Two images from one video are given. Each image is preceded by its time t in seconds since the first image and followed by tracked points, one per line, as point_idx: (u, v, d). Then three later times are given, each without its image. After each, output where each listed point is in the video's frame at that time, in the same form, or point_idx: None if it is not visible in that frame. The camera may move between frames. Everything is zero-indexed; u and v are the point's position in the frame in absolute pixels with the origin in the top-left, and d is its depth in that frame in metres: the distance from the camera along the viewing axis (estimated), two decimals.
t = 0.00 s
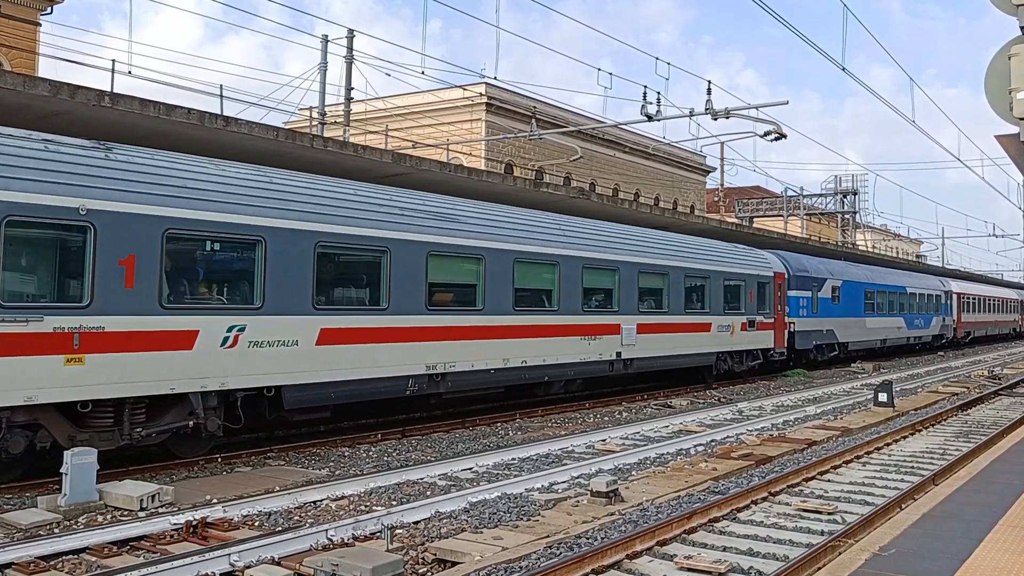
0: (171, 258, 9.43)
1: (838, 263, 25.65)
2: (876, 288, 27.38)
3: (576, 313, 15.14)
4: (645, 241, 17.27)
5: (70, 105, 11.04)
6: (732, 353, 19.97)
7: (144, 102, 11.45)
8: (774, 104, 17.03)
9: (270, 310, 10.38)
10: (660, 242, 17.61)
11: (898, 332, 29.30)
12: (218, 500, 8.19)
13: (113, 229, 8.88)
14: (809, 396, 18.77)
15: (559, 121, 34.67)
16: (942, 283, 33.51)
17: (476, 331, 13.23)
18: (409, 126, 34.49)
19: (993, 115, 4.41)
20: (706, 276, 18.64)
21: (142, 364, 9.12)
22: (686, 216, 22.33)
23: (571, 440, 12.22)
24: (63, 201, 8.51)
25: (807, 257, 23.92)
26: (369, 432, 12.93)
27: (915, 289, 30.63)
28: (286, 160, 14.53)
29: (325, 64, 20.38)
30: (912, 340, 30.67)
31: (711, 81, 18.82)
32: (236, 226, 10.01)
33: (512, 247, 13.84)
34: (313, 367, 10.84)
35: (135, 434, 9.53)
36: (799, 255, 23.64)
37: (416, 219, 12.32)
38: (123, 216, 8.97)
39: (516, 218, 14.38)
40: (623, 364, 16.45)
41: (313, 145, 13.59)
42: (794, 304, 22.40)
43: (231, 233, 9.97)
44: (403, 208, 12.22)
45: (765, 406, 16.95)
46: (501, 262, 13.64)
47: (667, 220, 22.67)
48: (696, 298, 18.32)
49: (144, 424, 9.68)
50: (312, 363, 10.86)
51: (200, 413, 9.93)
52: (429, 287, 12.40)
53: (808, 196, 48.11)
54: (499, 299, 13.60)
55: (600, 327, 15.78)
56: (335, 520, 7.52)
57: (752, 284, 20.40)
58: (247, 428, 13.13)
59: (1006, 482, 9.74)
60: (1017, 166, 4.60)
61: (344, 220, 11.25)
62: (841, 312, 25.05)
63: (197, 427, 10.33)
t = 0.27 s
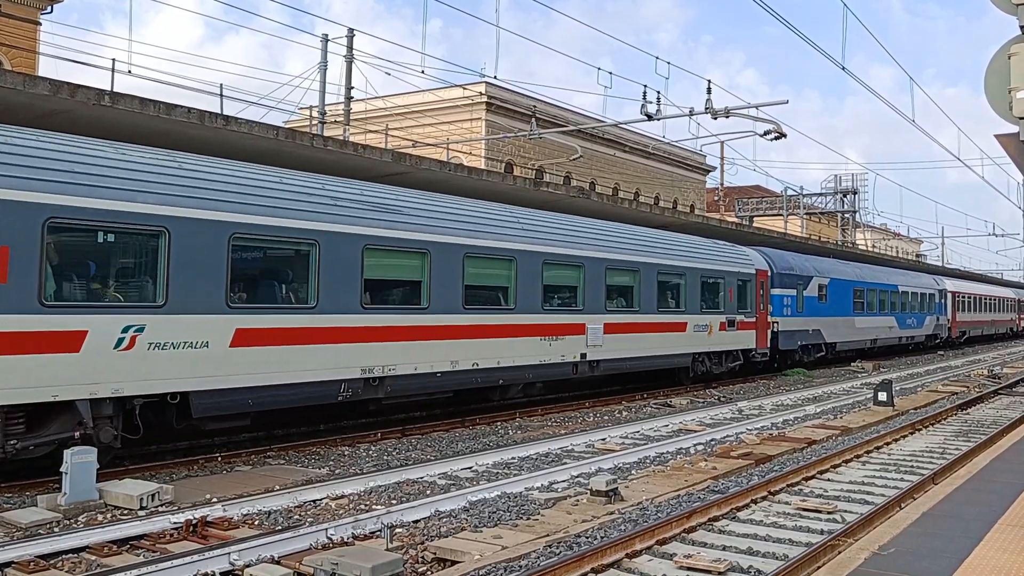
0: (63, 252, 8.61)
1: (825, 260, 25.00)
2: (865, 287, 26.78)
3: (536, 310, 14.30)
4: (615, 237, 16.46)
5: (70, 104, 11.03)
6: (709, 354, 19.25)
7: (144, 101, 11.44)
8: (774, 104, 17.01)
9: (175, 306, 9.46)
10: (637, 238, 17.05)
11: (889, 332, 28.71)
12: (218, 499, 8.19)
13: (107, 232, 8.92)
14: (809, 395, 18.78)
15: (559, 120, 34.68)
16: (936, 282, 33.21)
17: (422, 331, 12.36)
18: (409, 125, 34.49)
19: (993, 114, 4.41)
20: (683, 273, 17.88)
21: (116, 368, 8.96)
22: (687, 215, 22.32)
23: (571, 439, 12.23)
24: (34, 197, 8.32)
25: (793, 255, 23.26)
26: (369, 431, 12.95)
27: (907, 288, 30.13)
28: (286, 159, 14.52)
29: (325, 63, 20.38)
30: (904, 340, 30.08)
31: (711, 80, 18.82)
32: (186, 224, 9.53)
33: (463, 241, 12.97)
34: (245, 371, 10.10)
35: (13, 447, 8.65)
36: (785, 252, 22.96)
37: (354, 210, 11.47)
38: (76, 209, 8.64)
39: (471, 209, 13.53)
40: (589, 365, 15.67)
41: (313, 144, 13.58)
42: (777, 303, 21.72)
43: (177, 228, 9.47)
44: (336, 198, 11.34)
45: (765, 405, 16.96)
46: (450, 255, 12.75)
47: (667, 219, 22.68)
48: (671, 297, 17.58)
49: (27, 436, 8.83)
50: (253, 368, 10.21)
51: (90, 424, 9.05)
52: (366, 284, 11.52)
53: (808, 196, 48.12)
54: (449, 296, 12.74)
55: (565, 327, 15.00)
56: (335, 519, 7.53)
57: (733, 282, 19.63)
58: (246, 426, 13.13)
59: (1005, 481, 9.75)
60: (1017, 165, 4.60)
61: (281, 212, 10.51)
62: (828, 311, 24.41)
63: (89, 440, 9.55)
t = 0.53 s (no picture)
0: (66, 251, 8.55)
1: (812, 257, 24.25)
2: (854, 285, 26.09)
3: (488, 309, 13.35)
4: (578, 231, 15.54)
5: (69, 103, 11.03)
6: (685, 356, 18.44)
7: (144, 101, 11.45)
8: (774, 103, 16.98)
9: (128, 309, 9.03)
10: (616, 235, 16.41)
11: (880, 332, 28.06)
12: (218, 498, 8.20)
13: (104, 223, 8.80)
14: (809, 394, 18.79)
15: (559, 119, 34.67)
16: (930, 281, 32.86)
17: (357, 332, 11.39)
18: (409, 124, 34.49)
19: (993, 113, 4.41)
20: (655, 270, 17.03)
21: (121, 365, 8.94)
22: (687, 215, 22.32)
23: (571, 437, 12.23)
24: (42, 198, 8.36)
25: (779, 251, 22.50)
26: (370, 429, 12.97)
27: (899, 287, 29.55)
28: (286, 158, 14.51)
29: (325, 62, 20.39)
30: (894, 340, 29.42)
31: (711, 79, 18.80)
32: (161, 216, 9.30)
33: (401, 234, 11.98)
34: (213, 371, 9.74)
35: None
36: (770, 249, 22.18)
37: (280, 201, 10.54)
38: (82, 208, 8.64)
39: (414, 199, 12.56)
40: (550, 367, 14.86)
41: (314, 143, 13.58)
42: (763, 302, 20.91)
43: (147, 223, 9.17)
44: (257, 184, 10.39)
45: (765, 404, 16.97)
46: (387, 249, 11.77)
47: (667, 218, 22.68)
48: (641, 296, 16.70)
49: None
50: (228, 367, 9.88)
51: None
52: (289, 280, 10.53)
53: (808, 195, 48.11)
54: (389, 294, 11.80)
55: (520, 327, 14.08)
56: (336, 518, 7.54)
57: (709, 281, 18.77)
58: (245, 425, 13.15)
59: (1004, 479, 9.76)
60: (1016, 164, 4.61)
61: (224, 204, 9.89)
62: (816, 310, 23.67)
63: None
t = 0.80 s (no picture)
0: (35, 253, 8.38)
1: (797, 255, 23.63)
2: (842, 283, 25.48)
3: (433, 308, 12.41)
4: (537, 224, 14.62)
5: (69, 103, 11.03)
6: (658, 357, 17.60)
7: (145, 100, 11.45)
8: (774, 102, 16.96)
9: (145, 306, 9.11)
10: (621, 236, 16.55)
11: (870, 331, 27.46)
12: (217, 497, 8.20)
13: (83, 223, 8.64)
14: (810, 393, 18.78)
15: (559, 118, 34.66)
16: (923, 279, 32.49)
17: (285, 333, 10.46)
18: (409, 123, 34.49)
19: (994, 112, 4.40)
20: (623, 267, 16.21)
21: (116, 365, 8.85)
22: (686, 213, 22.33)
23: (571, 437, 12.23)
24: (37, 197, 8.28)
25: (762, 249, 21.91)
26: (369, 429, 12.96)
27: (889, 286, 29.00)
28: (286, 158, 14.52)
29: (325, 61, 20.39)
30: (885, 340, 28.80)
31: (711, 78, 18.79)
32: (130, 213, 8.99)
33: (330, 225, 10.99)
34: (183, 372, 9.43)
35: None
36: (752, 246, 21.56)
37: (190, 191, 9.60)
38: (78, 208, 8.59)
39: (352, 190, 11.69)
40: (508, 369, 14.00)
41: (314, 142, 13.58)
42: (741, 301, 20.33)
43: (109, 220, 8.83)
44: (159, 170, 9.45)
45: (765, 403, 16.95)
46: (313, 242, 10.79)
47: (667, 217, 22.68)
48: (608, 294, 15.88)
49: None
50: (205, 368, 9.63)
51: None
52: (196, 276, 9.59)
53: (808, 194, 48.11)
54: (318, 292, 10.85)
55: (471, 327, 13.16)
56: (335, 517, 7.54)
57: (684, 278, 17.96)
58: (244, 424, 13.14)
59: (1006, 478, 9.75)
60: (1017, 163, 4.60)
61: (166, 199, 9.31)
62: (800, 309, 23.06)
63: None
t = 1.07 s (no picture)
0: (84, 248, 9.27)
1: (783, 252, 23.19)
2: (834, 282, 25.12)
3: (372, 307, 12.21)
4: (496, 220, 14.45)
5: (72, 102, 11.77)
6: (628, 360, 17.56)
7: (145, 99, 12.20)
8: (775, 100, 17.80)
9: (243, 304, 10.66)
10: (643, 238, 17.72)
11: (862, 331, 27.14)
12: (216, 497, 8.97)
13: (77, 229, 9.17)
14: (810, 393, 19.52)
15: (558, 118, 35.43)
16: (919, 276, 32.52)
17: (242, 334, 10.65)
18: (409, 123, 35.27)
19: (996, 111, 5.13)
20: (588, 264, 16.02)
21: (116, 370, 9.48)
22: (683, 213, 23.07)
23: (572, 437, 12.99)
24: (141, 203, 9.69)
25: (746, 246, 21.51)
26: (373, 427, 13.72)
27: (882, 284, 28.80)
28: (286, 156, 15.26)
29: (325, 62, 21.17)
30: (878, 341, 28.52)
31: (711, 79, 19.58)
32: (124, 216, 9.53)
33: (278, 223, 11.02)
34: (165, 372, 9.89)
35: None
36: (736, 244, 21.17)
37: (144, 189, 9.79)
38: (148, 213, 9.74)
39: (271, 177, 11.37)
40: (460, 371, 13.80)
41: (314, 142, 14.33)
42: (723, 299, 19.89)
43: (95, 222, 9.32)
44: (104, 161, 9.60)
45: (766, 403, 17.70)
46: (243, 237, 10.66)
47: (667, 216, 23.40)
48: (573, 292, 15.72)
49: None
50: (186, 368, 10.08)
51: None
52: (154, 275, 9.85)
53: (807, 194, 48.84)
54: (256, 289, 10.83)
55: (415, 327, 12.91)
56: (333, 517, 8.31)
57: (657, 276, 17.77)
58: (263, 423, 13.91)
59: (1005, 479, 10.49)
60: (1015, 159, 5.32)
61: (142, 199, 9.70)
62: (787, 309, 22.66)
63: None
